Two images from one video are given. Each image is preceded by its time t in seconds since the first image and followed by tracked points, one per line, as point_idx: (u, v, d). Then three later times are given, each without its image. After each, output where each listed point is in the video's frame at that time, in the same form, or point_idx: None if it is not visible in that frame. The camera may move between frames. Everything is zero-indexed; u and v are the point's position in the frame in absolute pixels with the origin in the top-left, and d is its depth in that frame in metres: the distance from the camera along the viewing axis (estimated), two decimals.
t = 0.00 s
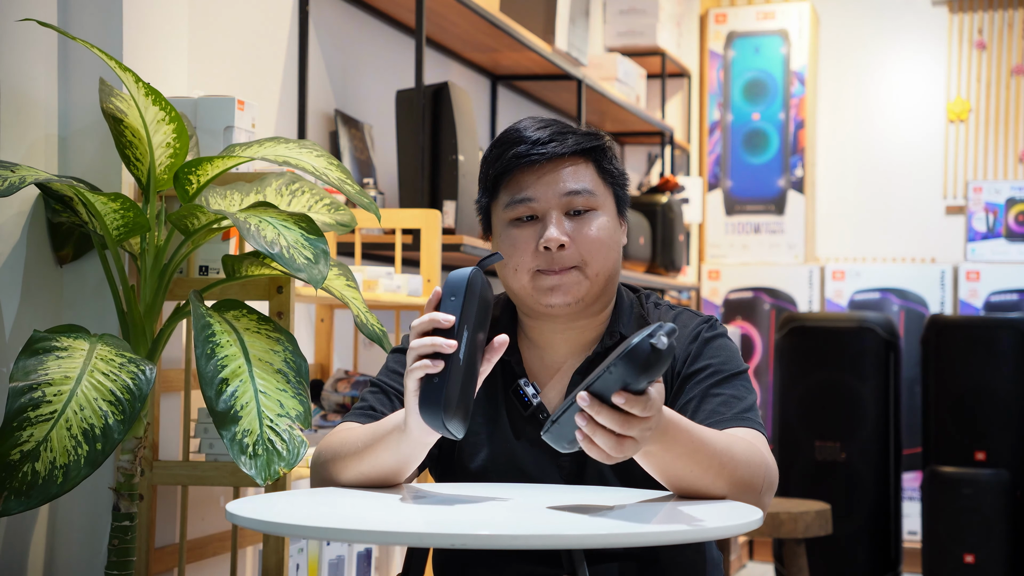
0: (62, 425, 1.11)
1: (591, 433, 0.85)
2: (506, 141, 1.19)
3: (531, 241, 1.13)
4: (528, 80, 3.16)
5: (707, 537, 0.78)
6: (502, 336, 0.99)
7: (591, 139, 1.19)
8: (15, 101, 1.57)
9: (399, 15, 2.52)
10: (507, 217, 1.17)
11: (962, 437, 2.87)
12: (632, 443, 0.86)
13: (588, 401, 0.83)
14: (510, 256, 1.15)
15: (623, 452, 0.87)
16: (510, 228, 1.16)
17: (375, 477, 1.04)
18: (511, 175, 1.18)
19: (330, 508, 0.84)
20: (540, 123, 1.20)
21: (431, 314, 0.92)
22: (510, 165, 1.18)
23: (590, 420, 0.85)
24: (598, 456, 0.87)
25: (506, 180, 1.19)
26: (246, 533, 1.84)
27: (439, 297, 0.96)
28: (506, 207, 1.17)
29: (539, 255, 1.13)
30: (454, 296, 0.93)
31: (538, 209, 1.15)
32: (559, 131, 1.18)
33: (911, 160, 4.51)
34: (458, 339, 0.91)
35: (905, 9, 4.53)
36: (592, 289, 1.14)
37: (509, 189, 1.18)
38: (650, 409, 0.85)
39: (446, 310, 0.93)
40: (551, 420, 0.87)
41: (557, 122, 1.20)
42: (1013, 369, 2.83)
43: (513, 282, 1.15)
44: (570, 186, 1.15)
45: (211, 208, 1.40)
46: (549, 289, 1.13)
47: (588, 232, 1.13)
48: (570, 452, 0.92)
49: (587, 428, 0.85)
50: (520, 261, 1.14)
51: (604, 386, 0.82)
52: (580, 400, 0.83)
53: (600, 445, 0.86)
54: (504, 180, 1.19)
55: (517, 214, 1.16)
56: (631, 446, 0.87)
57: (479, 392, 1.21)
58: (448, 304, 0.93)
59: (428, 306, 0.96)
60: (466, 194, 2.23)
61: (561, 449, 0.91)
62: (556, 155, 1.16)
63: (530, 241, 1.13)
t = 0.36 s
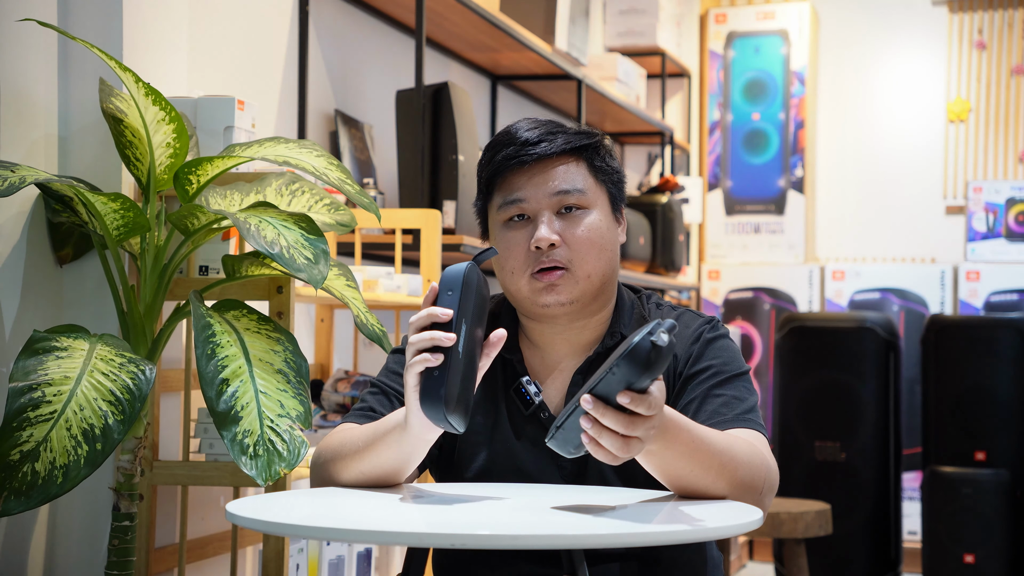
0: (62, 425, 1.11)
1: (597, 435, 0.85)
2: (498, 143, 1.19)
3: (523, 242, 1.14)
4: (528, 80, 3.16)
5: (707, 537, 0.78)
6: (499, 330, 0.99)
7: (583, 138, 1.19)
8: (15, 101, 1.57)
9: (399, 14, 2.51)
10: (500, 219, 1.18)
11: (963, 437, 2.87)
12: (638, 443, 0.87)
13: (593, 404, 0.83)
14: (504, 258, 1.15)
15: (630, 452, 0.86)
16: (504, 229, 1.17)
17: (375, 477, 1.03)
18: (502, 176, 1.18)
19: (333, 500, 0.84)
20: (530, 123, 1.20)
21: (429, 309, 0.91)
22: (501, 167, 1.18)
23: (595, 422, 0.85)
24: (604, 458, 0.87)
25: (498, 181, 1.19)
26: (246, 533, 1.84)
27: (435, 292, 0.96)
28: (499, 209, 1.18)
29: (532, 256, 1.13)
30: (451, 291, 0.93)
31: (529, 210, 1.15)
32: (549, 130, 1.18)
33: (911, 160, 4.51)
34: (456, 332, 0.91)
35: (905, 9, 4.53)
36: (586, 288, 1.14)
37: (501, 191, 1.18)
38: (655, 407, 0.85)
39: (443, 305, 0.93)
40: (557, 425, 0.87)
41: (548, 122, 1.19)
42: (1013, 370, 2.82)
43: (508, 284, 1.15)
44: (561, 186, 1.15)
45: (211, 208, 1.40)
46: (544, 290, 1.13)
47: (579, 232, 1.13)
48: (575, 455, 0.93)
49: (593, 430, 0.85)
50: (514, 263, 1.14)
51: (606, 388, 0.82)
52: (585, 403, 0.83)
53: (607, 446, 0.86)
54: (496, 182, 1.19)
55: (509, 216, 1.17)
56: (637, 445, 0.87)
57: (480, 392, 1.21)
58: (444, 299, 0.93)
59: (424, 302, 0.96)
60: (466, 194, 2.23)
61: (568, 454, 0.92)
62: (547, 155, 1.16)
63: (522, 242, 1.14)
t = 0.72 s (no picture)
0: (61, 425, 1.11)
1: (592, 440, 0.86)
2: (498, 138, 1.20)
3: (520, 234, 1.13)
4: (528, 80, 3.17)
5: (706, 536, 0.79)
6: (478, 324, 0.98)
7: (583, 134, 1.20)
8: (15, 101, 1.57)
9: (399, 14, 2.51)
10: (498, 212, 1.18)
11: (963, 437, 2.87)
12: (633, 448, 0.87)
13: (587, 410, 0.82)
14: (501, 250, 1.14)
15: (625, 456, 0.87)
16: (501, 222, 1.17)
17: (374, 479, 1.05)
18: (501, 169, 1.19)
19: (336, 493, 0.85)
20: (530, 119, 1.21)
21: (401, 327, 0.90)
22: (499, 160, 1.19)
23: (590, 427, 0.85)
24: (600, 462, 0.87)
25: (497, 175, 1.19)
26: (246, 533, 1.84)
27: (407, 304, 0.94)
28: (497, 201, 1.17)
29: (527, 248, 1.12)
30: (421, 304, 0.91)
31: (526, 202, 1.15)
32: (547, 125, 1.19)
33: (911, 159, 4.52)
34: (434, 345, 0.89)
35: (905, 9, 4.53)
36: (583, 282, 1.13)
37: (500, 184, 1.19)
38: (649, 412, 0.85)
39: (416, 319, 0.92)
40: (551, 431, 0.87)
41: (548, 118, 1.20)
42: (1013, 370, 2.82)
43: (504, 277, 1.15)
44: (559, 179, 1.15)
45: (211, 208, 1.40)
46: (540, 282, 1.12)
47: (575, 224, 1.13)
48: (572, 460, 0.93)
49: (588, 435, 0.85)
50: (510, 255, 1.13)
51: (600, 393, 0.82)
52: (579, 408, 0.83)
53: (601, 450, 0.86)
54: (495, 176, 1.20)
55: (507, 209, 1.17)
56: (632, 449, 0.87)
57: (480, 392, 1.21)
58: (416, 313, 0.91)
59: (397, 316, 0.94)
60: (466, 194, 2.23)
61: (563, 458, 0.90)
62: (545, 148, 1.17)
63: (519, 233, 1.13)
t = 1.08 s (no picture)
0: (61, 425, 1.11)
1: (592, 435, 0.85)
2: (508, 134, 1.21)
3: (532, 226, 1.13)
4: (528, 80, 3.17)
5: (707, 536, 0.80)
6: (492, 320, 0.99)
7: (592, 132, 1.20)
8: (15, 101, 1.57)
9: (399, 14, 2.51)
10: (509, 205, 1.17)
11: (962, 437, 2.87)
12: (632, 442, 0.87)
13: (587, 404, 0.82)
14: (511, 243, 1.13)
15: (625, 451, 0.87)
16: (512, 216, 1.16)
17: (376, 476, 1.04)
18: (512, 164, 1.19)
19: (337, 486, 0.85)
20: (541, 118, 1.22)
21: (418, 300, 0.92)
22: (511, 155, 1.18)
23: (590, 422, 0.85)
24: (600, 458, 0.87)
25: (508, 169, 1.19)
26: (246, 533, 1.84)
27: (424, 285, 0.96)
28: (508, 195, 1.17)
29: (539, 240, 1.12)
30: (439, 280, 0.94)
31: (539, 195, 1.15)
32: (560, 123, 1.19)
33: (911, 159, 4.51)
34: (448, 320, 0.91)
35: (905, 9, 4.53)
36: (594, 276, 1.13)
37: (511, 178, 1.18)
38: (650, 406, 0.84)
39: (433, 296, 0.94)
40: (553, 426, 0.87)
41: (558, 117, 1.21)
42: (1012, 370, 2.82)
43: (514, 271, 1.14)
44: (572, 174, 1.16)
45: (211, 208, 1.40)
46: (551, 275, 1.11)
47: (589, 217, 1.12)
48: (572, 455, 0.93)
49: (588, 429, 0.85)
50: (521, 248, 1.12)
51: (600, 388, 0.82)
52: (579, 402, 0.83)
53: (602, 446, 0.86)
54: (506, 170, 1.20)
55: (518, 202, 1.16)
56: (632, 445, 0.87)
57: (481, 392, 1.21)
58: (433, 287, 0.93)
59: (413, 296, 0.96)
60: (466, 194, 2.23)
61: (565, 454, 0.91)
62: (556, 144, 1.17)
63: (532, 226, 1.13)
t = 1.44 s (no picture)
0: (61, 425, 1.11)
1: (607, 447, 0.85)
2: (508, 145, 1.19)
3: (535, 247, 1.13)
4: (528, 80, 3.17)
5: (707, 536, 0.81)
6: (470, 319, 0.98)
7: (594, 142, 1.19)
8: (15, 101, 1.57)
9: (399, 14, 2.51)
10: (510, 221, 1.17)
11: (962, 437, 2.87)
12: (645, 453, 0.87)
13: (606, 418, 0.82)
14: (513, 261, 1.14)
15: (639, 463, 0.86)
16: (513, 232, 1.16)
17: (375, 476, 1.04)
18: (513, 179, 1.18)
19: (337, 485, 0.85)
20: (543, 126, 1.20)
21: (394, 329, 0.89)
22: (512, 169, 1.17)
23: (605, 433, 0.84)
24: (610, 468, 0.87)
25: (508, 183, 1.18)
26: (246, 533, 1.84)
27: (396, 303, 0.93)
28: (509, 210, 1.17)
29: (542, 262, 1.13)
30: (410, 304, 0.90)
31: (541, 214, 1.15)
32: (562, 135, 1.18)
33: (912, 160, 4.51)
34: (427, 348, 0.89)
35: (905, 9, 4.53)
36: (595, 296, 1.14)
37: (512, 192, 1.18)
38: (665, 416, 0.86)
39: (407, 319, 0.91)
40: (562, 435, 0.86)
41: (560, 125, 1.19)
42: (1012, 370, 2.83)
43: (516, 288, 1.15)
44: (574, 192, 1.15)
45: (211, 208, 1.40)
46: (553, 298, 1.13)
47: (591, 239, 1.13)
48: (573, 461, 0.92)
49: (604, 442, 0.85)
50: (523, 268, 1.13)
51: (619, 401, 0.82)
52: (596, 416, 0.82)
53: (616, 457, 0.86)
54: (507, 183, 1.19)
55: (519, 219, 1.16)
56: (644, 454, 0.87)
57: (481, 393, 1.22)
58: (407, 313, 0.90)
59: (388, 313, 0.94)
60: (466, 194, 2.23)
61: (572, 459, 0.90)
62: (560, 160, 1.16)
63: (534, 246, 1.13)
